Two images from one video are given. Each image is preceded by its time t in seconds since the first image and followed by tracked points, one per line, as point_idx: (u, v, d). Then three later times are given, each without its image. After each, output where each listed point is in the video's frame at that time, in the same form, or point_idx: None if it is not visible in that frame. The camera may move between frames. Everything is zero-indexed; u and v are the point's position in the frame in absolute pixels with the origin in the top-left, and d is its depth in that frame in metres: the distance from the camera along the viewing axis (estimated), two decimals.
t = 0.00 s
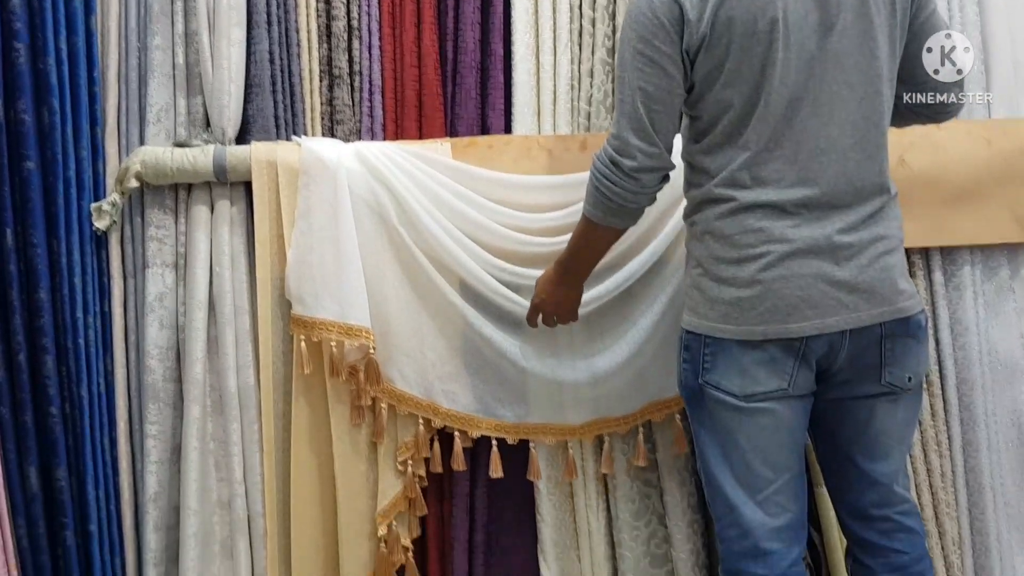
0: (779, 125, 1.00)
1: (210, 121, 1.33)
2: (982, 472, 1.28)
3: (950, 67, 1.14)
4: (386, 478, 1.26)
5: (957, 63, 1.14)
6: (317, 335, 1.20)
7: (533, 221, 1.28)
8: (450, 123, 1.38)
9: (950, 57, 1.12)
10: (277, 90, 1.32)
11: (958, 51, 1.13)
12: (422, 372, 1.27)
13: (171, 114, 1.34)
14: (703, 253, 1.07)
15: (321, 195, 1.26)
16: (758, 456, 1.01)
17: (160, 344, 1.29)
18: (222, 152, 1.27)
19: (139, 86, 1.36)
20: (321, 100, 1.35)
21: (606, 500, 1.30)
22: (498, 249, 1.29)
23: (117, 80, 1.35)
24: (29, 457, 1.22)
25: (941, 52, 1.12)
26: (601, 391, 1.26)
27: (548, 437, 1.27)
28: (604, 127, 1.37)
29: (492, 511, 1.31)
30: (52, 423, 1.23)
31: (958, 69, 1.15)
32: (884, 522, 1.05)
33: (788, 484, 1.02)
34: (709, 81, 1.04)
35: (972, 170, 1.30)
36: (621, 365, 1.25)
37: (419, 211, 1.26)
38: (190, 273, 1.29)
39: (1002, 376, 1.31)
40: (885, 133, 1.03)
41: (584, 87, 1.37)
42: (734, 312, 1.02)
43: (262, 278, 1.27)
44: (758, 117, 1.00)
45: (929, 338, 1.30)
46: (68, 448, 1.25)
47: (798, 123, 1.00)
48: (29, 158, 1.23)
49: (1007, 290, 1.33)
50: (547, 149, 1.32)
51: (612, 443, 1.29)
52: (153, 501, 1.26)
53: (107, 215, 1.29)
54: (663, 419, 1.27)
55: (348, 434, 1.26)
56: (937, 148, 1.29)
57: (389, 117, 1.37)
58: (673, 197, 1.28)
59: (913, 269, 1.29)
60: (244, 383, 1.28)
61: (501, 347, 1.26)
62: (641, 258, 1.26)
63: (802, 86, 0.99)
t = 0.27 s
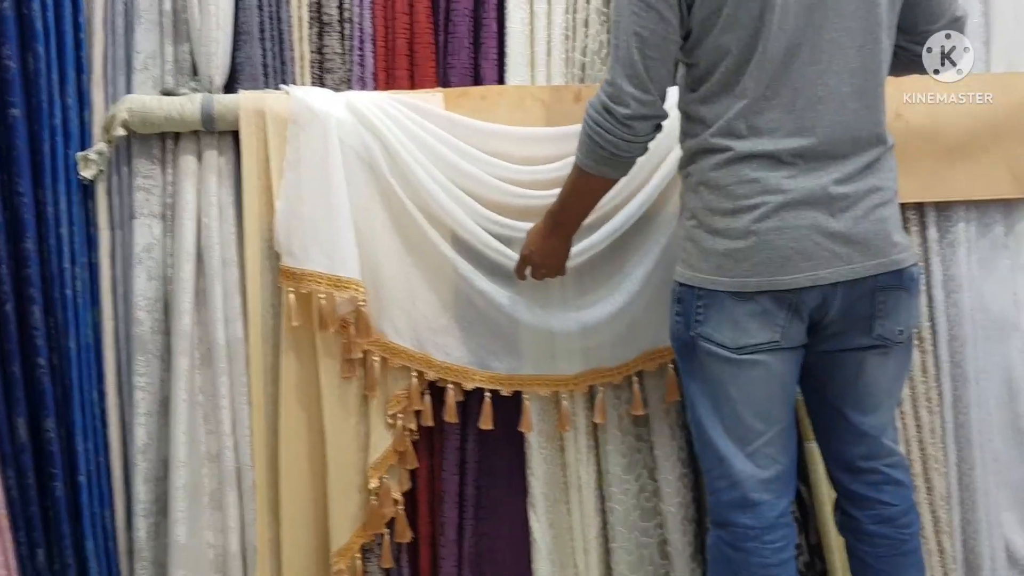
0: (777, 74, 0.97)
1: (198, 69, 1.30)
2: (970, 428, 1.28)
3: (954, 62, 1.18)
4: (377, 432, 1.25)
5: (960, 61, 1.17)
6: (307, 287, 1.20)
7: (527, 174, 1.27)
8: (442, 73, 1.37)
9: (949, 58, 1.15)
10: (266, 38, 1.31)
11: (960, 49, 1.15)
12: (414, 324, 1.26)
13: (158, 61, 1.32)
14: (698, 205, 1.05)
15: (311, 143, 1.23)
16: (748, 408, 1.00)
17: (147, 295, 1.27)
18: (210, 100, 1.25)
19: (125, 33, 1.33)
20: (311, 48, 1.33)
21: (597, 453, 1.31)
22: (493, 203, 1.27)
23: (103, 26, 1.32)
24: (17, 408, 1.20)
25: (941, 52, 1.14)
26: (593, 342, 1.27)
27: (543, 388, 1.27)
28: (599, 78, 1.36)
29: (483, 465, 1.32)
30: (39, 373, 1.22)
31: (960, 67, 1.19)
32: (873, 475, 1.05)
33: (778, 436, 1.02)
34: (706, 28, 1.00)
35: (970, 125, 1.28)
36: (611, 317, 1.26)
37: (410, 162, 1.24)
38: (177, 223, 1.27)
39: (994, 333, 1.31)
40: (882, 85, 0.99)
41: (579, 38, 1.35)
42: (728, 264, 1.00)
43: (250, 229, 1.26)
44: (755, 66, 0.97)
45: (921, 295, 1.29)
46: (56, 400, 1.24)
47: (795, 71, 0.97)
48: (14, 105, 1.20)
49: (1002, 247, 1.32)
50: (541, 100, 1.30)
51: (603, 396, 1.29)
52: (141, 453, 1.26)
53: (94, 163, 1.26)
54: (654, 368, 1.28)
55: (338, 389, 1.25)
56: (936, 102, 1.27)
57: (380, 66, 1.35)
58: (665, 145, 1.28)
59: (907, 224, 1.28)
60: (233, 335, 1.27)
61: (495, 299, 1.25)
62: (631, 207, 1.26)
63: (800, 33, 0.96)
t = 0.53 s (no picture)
0: (757, 73, 0.96)
1: (177, 68, 1.30)
2: (952, 424, 1.28)
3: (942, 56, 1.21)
4: (361, 432, 1.25)
5: (960, 62, 1.31)
6: (288, 287, 1.19)
7: (509, 172, 1.25)
8: (423, 72, 1.37)
9: (949, 58, 1.31)
10: (245, 37, 1.30)
11: (961, 51, 1.32)
12: (397, 323, 1.26)
13: (137, 61, 1.30)
14: (680, 203, 1.04)
15: (292, 142, 1.22)
16: (732, 404, 1.00)
17: (127, 296, 1.27)
18: (189, 100, 1.24)
19: (103, 32, 1.32)
20: (291, 47, 1.33)
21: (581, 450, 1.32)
22: (475, 203, 1.26)
23: (80, 25, 1.31)
24: None
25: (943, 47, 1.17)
26: (577, 338, 1.28)
27: (529, 385, 1.28)
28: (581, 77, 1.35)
29: (467, 465, 1.31)
30: (18, 375, 1.20)
31: (961, 69, 1.30)
32: (857, 470, 1.05)
33: (760, 432, 1.02)
34: (687, 26, 0.99)
35: (950, 123, 1.29)
36: (592, 314, 1.27)
37: (391, 160, 1.23)
38: (157, 224, 1.26)
39: (975, 328, 1.32)
40: (863, 82, 0.99)
41: (559, 35, 1.35)
42: (710, 262, 0.99)
43: (231, 229, 1.25)
44: (736, 64, 0.96)
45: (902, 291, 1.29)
46: (35, 402, 1.23)
47: (776, 69, 0.96)
48: None
49: (982, 243, 1.34)
50: (523, 99, 1.30)
51: (587, 393, 1.30)
52: (122, 455, 1.25)
53: (73, 163, 1.25)
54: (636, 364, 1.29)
55: (320, 389, 1.25)
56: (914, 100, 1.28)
57: (361, 65, 1.35)
58: (641, 140, 1.30)
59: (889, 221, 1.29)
60: (214, 335, 1.26)
61: (477, 296, 1.25)
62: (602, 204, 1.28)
63: (780, 31, 0.95)
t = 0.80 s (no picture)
0: (746, 53, 0.97)
1: (163, 60, 1.29)
2: (943, 407, 1.27)
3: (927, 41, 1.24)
4: (352, 423, 1.24)
5: (961, 62, 1.30)
6: (278, 277, 1.18)
7: (498, 159, 1.25)
8: (411, 62, 1.36)
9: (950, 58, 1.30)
10: (231, 28, 1.29)
11: (961, 50, 1.31)
12: (388, 313, 1.25)
13: (122, 52, 1.29)
14: (672, 184, 1.05)
15: (281, 131, 1.22)
16: (726, 383, 1.01)
17: (115, 290, 1.26)
18: (176, 91, 1.24)
19: (87, 24, 1.31)
20: (277, 38, 1.32)
21: (575, 438, 1.31)
22: (465, 190, 1.27)
23: (65, 17, 1.30)
24: None
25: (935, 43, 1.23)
26: (567, 326, 1.29)
27: (519, 372, 1.28)
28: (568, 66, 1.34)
29: (461, 456, 1.30)
30: (5, 370, 1.19)
31: (961, 69, 1.30)
32: (852, 449, 1.07)
33: (755, 411, 1.03)
34: (675, 6, 1.00)
35: (936, 107, 1.29)
36: (583, 300, 1.29)
37: (381, 149, 1.23)
38: (145, 216, 1.25)
39: (963, 312, 1.30)
40: (852, 60, 1.00)
41: (547, 24, 1.34)
42: (702, 241, 1.00)
43: (219, 220, 1.24)
44: (725, 44, 0.97)
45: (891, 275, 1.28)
46: (23, 397, 1.22)
47: (766, 47, 0.97)
48: None
49: (969, 227, 1.32)
50: (511, 88, 1.29)
51: (580, 380, 1.30)
52: (112, 450, 1.24)
53: (58, 155, 1.24)
54: (628, 353, 1.29)
55: (312, 380, 1.24)
56: (899, 84, 1.28)
57: (348, 56, 1.34)
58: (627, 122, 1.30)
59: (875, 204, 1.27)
60: (204, 327, 1.25)
61: (471, 285, 1.26)
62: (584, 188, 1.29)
63: (768, 11, 0.96)
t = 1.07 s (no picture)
0: (721, 29, 0.99)
1: (134, 49, 1.28)
2: (919, 386, 1.28)
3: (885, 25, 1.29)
4: (330, 411, 1.23)
5: (961, 62, 1.30)
6: (254, 265, 1.18)
7: (475, 145, 1.26)
8: (384, 50, 1.36)
9: (950, 58, 1.29)
10: (203, 17, 1.28)
11: (960, 51, 1.30)
12: (366, 301, 1.25)
13: (92, 42, 1.30)
14: (649, 162, 1.06)
15: (252, 119, 1.21)
16: (706, 360, 1.02)
17: (89, 281, 1.24)
18: (147, 80, 1.23)
19: (56, 13, 1.30)
20: (249, 27, 1.31)
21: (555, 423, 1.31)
22: (441, 176, 1.26)
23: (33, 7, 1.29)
24: None
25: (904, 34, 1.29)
26: (546, 313, 1.29)
27: (495, 359, 1.28)
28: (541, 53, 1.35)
29: (441, 443, 1.30)
30: None
31: (961, 69, 1.30)
32: (830, 424, 1.08)
33: (734, 388, 1.04)
34: None
35: (904, 91, 1.28)
36: (559, 287, 1.29)
37: (354, 136, 1.23)
38: (117, 206, 1.24)
39: (937, 291, 1.31)
40: (824, 37, 1.03)
41: (520, 11, 1.35)
42: (680, 219, 1.01)
43: (193, 210, 1.23)
44: (701, 21, 0.98)
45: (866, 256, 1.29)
46: None
47: (741, 25, 0.99)
48: None
49: (941, 208, 1.32)
50: (485, 74, 1.30)
51: (559, 365, 1.30)
52: (87, 444, 1.22)
53: (28, 146, 1.22)
54: (605, 339, 1.29)
55: (289, 369, 1.23)
56: (866, 70, 1.28)
57: (321, 44, 1.34)
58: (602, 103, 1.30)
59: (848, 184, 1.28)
60: (179, 318, 1.24)
61: (446, 271, 1.26)
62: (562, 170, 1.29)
63: None
